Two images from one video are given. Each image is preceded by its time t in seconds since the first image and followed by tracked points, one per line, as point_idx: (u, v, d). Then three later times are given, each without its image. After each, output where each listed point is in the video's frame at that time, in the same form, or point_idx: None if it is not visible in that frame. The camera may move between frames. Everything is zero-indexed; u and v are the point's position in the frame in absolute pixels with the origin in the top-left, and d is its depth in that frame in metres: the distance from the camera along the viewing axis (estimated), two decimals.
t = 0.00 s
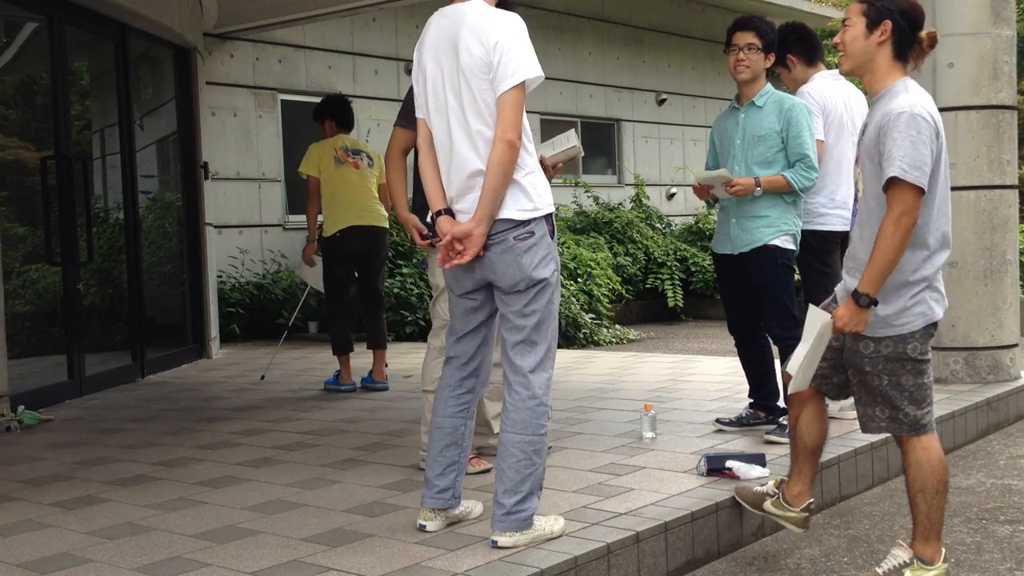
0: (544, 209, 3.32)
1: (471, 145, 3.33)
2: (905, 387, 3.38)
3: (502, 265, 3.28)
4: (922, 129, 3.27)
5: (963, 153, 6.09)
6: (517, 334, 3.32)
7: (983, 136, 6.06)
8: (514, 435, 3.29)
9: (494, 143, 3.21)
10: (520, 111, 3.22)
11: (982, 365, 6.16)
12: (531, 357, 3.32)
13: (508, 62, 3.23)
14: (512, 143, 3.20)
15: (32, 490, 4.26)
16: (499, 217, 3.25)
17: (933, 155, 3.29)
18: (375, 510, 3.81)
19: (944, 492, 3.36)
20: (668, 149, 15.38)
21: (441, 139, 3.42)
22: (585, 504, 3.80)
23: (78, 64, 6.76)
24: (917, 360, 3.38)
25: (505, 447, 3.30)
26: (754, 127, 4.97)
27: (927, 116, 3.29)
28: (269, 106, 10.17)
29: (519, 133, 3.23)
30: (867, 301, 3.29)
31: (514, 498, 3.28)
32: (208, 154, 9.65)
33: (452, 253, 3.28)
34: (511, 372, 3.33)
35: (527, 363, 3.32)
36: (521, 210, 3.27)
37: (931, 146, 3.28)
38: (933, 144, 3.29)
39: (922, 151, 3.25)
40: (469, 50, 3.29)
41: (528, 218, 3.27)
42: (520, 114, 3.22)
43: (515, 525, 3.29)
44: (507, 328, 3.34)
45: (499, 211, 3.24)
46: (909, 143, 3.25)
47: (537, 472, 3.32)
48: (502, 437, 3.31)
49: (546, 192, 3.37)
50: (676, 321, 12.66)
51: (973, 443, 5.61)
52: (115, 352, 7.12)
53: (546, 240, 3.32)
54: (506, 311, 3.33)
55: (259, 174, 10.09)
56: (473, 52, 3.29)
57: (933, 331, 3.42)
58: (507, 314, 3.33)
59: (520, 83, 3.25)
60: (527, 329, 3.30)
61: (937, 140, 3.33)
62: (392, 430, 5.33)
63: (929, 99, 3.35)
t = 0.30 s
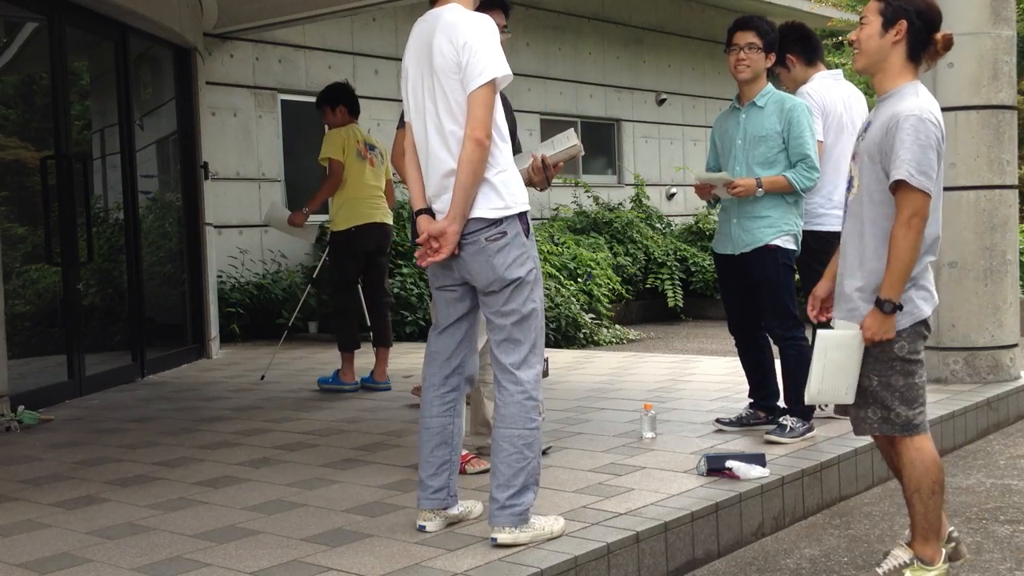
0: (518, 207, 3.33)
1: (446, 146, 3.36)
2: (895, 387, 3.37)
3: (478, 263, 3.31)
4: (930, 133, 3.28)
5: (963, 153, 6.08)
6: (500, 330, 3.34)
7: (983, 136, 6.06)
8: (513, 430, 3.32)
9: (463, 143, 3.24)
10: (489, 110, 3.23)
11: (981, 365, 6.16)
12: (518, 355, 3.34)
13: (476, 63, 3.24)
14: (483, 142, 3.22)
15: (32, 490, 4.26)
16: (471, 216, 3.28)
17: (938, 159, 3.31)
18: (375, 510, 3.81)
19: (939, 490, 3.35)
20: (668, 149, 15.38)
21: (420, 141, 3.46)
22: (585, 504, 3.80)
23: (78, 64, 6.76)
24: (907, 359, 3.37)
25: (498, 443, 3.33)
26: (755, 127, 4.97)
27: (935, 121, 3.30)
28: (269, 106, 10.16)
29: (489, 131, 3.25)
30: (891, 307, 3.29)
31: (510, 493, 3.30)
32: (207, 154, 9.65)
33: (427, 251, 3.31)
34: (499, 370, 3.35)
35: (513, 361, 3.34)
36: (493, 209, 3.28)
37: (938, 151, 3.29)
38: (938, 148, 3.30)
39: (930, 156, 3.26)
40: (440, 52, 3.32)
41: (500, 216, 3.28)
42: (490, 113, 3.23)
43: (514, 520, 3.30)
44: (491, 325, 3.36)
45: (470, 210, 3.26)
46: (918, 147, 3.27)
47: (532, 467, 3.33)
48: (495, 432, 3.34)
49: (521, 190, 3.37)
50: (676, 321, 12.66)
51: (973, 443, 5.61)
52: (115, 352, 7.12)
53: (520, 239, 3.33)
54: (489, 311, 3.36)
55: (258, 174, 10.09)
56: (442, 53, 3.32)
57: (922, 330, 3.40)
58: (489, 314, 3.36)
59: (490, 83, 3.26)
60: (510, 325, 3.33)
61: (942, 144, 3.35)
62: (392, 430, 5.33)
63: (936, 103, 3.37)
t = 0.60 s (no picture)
0: (484, 203, 3.30)
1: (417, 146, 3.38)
2: (869, 382, 3.37)
3: (454, 264, 3.32)
4: (903, 123, 3.28)
5: (963, 153, 6.09)
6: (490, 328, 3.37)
7: (983, 136, 6.06)
8: (510, 425, 3.36)
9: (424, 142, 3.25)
10: (445, 105, 3.22)
11: (981, 365, 6.17)
12: (510, 352, 3.38)
13: (432, 59, 3.24)
14: (442, 139, 3.22)
15: (32, 490, 4.26)
16: (439, 214, 3.29)
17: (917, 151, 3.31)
18: (375, 510, 3.81)
19: (921, 483, 3.36)
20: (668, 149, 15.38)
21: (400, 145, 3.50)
22: (585, 504, 3.80)
23: (78, 64, 6.76)
24: (887, 356, 3.36)
25: (495, 437, 3.37)
26: (754, 128, 4.97)
27: (913, 112, 3.30)
28: (269, 106, 10.16)
29: (449, 127, 3.24)
30: (880, 293, 3.28)
31: (501, 487, 3.35)
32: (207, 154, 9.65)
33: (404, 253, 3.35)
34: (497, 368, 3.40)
35: (506, 358, 3.38)
36: (458, 206, 3.29)
37: (916, 140, 3.29)
38: (918, 139, 3.30)
39: (904, 145, 3.27)
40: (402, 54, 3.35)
41: (465, 213, 3.28)
42: (447, 108, 3.23)
43: (506, 512, 3.33)
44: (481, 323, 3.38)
45: (436, 209, 3.27)
46: (891, 137, 3.28)
47: (525, 460, 3.37)
48: (494, 427, 3.38)
49: (489, 185, 3.34)
50: (676, 321, 12.65)
51: (973, 443, 5.61)
52: (115, 352, 7.12)
53: (492, 236, 3.32)
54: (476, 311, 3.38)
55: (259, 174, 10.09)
56: (405, 56, 3.35)
57: (909, 330, 3.36)
58: (475, 312, 3.38)
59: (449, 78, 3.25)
60: (498, 322, 3.35)
61: (927, 136, 3.33)
62: (392, 430, 5.33)
63: (921, 97, 3.37)
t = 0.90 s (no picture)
0: (477, 203, 3.31)
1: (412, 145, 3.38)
2: (829, 349, 3.57)
3: (441, 265, 3.33)
4: (909, 115, 3.42)
5: (963, 153, 6.08)
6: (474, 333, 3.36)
7: (983, 136, 6.06)
8: (488, 435, 3.36)
9: (421, 141, 3.24)
10: (443, 104, 3.23)
11: (981, 365, 6.16)
12: (484, 356, 3.37)
13: (431, 59, 3.24)
14: (440, 137, 3.22)
15: (32, 490, 4.26)
16: (434, 214, 3.29)
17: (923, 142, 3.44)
18: (375, 511, 3.81)
19: (828, 452, 3.63)
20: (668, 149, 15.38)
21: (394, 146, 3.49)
22: (585, 504, 3.80)
23: (78, 64, 6.76)
24: (862, 333, 3.53)
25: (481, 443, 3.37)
26: (753, 128, 4.97)
27: (917, 103, 3.43)
28: (269, 106, 10.15)
29: (447, 126, 3.24)
30: (848, 272, 3.43)
31: (490, 494, 3.37)
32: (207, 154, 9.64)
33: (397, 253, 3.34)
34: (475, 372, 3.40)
35: (479, 363, 3.38)
36: (453, 205, 3.28)
37: (921, 130, 3.42)
38: (924, 130, 3.43)
39: (908, 135, 3.40)
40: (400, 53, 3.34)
41: (459, 212, 3.28)
42: (445, 108, 3.23)
43: (497, 519, 3.38)
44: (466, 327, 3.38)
45: (432, 209, 3.26)
46: (896, 128, 3.41)
47: (507, 468, 3.36)
48: (480, 434, 3.38)
49: (484, 184, 3.35)
50: (676, 321, 12.65)
51: (972, 443, 5.61)
52: (115, 352, 7.12)
53: (481, 236, 3.32)
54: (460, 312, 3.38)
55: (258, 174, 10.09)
56: (402, 56, 3.35)
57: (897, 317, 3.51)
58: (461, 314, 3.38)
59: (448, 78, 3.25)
60: (480, 327, 3.34)
61: (932, 127, 3.46)
62: (392, 430, 5.33)
63: (924, 91, 3.51)
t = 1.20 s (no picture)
0: (480, 204, 3.31)
1: (412, 146, 3.38)
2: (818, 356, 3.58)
3: (443, 264, 3.32)
4: (882, 110, 3.46)
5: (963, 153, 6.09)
6: (477, 332, 3.36)
7: (983, 135, 6.06)
8: (490, 434, 3.36)
9: (427, 141, 3.24)
10: (449, 105, 3.23)
11: (981, 365, 6.16)
12: (488, 356, 3.37)
13: (437, 59, 3.24)
14: (444, 137, 3.22)
15: (32, 490, 4.26)
16: (437, 214, 3.28)
17: (899, 137, 3.46)
18: (375, 511, 3.81)
19: (784, 457, 3.61)
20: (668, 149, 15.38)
21: (394, 145, 3.48)
22: (585, 504, 3.80)
23: (78, 64, 6.76)
24: (844, 335, 3.56)
25: (483, 443, 3.37)
26: (752, 128, 4.96)
27: (893, 99, 3.47)
28: (269, 106, 10.15)
29: (453, 127, 3.24)
30: (856, 274, 3.45)
31: (491, 494, 3.37)
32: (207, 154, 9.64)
33: (398, 253, 3.32)
34: (478, 371, 3.39)
35: (484, 363, 3.38)
36: (456, 206, 3.29)
37: (895, 125, 3.45)
38: (899, 125, 3.46)
39: (880, 129, 3.44)
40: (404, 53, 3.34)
41: (463, 213, 3.28)
42: (451, 108, 3.23)
43: (497, 518, 3.38)
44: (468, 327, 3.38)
45: (435, 209, 3.26)
46: (869, 123, 3.47)
47: (510, 468, 3.37)
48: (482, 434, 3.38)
49: (486, 186, 3.36)
50: (676, 321, 12.64)
51: (972, 443, 5.61)
52: (115, 352, 7.12)
53: (486, 237, 3.33)
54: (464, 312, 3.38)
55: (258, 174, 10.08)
56: (406, 55, 3.34)
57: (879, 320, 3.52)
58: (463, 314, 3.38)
59: (452, 79, 3.26)
60: (484, 326, 3.34)
61: (910, 123, 3.49)
62: (392, 429, 5.34)
63: (906, 88, 3.54)
